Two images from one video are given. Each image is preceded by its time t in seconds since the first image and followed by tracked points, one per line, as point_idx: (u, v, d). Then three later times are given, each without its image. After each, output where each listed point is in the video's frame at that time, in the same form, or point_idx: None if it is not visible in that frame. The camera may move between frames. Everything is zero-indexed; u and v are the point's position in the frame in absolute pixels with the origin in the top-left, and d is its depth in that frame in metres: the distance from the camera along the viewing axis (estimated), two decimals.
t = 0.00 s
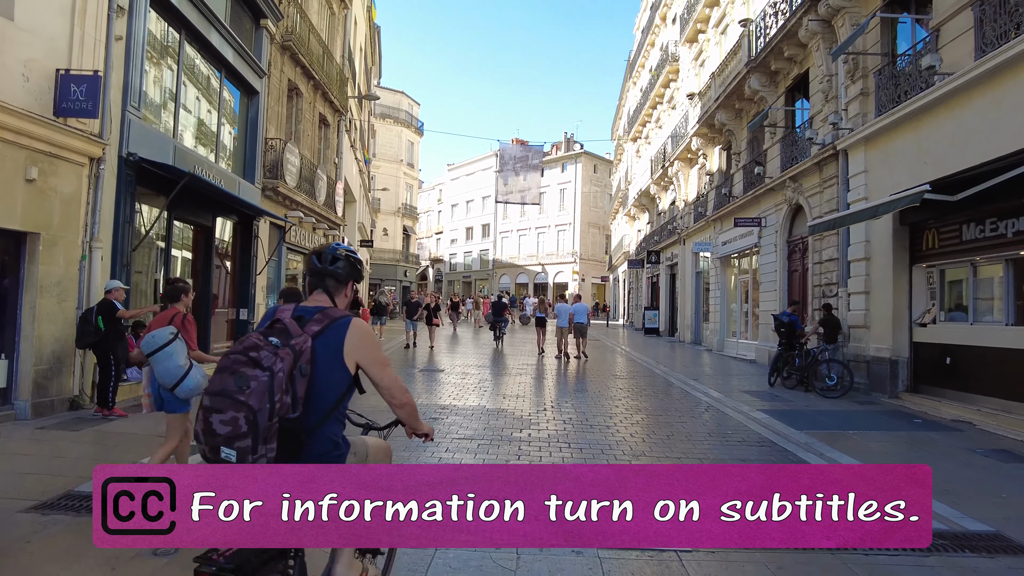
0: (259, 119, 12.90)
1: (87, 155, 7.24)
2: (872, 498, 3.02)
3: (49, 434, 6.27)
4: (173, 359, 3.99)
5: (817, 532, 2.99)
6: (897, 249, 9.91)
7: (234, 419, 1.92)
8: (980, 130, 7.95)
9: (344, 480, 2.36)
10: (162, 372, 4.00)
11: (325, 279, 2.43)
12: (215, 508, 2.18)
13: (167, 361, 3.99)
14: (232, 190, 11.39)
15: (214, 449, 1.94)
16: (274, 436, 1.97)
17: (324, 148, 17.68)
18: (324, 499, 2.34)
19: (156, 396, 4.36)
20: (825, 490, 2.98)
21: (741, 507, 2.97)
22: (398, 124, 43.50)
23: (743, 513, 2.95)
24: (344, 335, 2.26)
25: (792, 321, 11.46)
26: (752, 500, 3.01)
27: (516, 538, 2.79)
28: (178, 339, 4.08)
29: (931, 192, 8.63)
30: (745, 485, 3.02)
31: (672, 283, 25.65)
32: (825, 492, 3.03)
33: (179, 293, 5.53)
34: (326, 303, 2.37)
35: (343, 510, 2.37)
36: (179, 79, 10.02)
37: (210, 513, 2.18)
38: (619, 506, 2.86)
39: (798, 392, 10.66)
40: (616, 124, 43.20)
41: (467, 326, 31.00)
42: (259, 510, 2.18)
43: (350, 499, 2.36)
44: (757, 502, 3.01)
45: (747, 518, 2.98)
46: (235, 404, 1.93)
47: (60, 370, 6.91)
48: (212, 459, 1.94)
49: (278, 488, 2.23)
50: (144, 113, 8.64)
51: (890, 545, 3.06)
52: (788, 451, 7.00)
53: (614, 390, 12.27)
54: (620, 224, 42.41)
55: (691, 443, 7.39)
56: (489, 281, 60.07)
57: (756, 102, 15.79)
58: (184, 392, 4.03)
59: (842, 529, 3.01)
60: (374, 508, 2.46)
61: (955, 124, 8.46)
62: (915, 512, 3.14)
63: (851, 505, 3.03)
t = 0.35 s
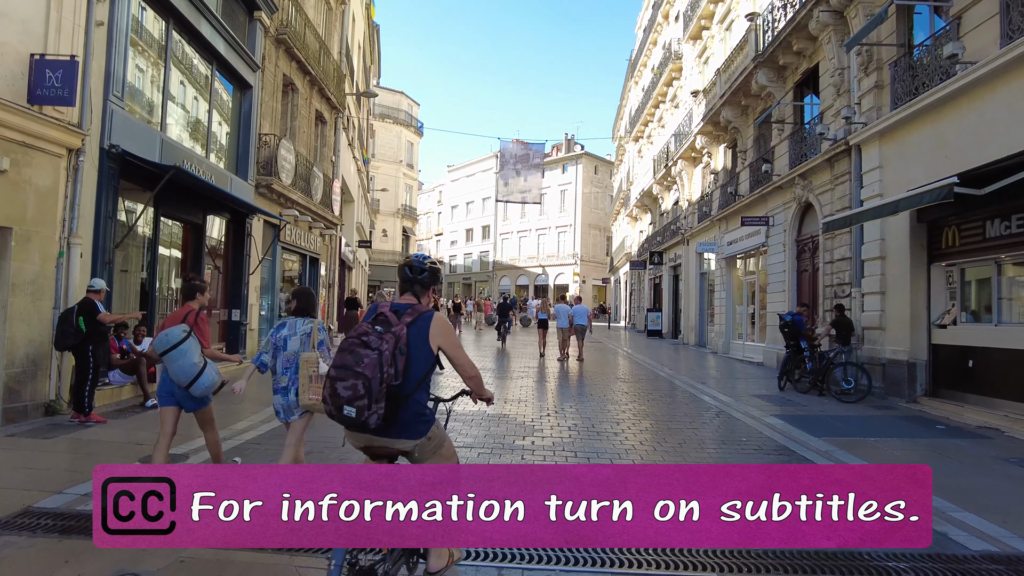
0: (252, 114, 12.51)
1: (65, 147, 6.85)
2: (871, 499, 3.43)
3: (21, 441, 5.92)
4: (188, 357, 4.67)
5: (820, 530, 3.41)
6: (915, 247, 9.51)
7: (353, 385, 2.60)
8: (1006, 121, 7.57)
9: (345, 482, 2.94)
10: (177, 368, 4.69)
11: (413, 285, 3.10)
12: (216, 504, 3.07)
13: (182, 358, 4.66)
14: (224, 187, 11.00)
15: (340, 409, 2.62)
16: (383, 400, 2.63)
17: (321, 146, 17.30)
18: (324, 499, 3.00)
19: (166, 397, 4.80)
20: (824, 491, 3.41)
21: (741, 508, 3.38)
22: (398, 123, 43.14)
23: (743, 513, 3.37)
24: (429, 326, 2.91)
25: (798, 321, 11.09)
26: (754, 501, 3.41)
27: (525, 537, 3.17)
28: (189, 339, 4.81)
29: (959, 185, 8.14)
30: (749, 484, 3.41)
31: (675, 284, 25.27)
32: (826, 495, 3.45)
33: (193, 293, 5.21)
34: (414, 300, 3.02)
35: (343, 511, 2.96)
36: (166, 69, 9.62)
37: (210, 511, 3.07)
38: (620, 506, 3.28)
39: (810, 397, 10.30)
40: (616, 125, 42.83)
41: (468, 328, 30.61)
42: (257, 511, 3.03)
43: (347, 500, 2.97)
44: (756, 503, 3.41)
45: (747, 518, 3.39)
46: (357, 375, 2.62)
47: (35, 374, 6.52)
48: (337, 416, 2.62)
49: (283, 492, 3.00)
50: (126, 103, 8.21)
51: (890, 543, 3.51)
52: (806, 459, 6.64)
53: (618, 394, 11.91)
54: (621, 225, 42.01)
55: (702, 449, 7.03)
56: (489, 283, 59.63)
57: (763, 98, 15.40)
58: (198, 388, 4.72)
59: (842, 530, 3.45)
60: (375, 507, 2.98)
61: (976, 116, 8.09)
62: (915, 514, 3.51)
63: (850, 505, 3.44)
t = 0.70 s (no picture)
0: (246, 114, 12.15)
1: (42, 144, 6.47)
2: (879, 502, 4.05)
3: None
4: (212, 362, 4.68)
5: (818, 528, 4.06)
6: (934, 253, 9.11)
7: (440, 379, 3.34)
8: None
9: (346, 482, 3.56)
10: (200, 373, 4.66)
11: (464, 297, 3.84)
12: (216, 505, 3.65)
13: (207, 363, 4.66)
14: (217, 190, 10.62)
15: (432, 400, 3.36)
16: (466, 388, 3.37)
17: (318, 148, 16.96)
18: (323, 501, 3.63)
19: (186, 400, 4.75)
20: (826, 492, 3.94)
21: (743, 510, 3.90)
22: (399, 128, 42.85)
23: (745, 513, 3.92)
24: (485, 330, 3.63)
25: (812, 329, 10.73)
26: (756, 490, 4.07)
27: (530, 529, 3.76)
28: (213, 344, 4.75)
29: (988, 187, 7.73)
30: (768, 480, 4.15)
31: (679, 291, 24.88)
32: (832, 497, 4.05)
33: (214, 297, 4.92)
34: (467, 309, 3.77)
35: (341, 511, 3.64)
36: (154, 65, 9.24)
37: (207, 511, 3.67)
38: (620, 506, 3.83)
39: (824, 409, 9.90)
40: (618, 130, 42.55)
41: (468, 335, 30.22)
42: (255, 511, 3.67)
43: (344, 501, 3.61)
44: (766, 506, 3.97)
45: (749, 518, 3.92)
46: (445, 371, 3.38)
47: (6, 385, 6.12)
48: (431, 405, 3.34)
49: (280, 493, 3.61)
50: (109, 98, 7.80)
51: (891, 540, 4.11)
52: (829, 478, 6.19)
53: (622, 404, 11.52)
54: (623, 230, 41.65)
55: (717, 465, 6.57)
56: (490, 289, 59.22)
57: (771, 101, 15.06)
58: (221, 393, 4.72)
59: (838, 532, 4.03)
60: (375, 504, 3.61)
61: (1002, 117, 7.73)
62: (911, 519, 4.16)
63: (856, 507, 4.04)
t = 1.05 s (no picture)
0: (234, 107, 11.73)
1: (7, 130, 6.05)
2: (871, 502, 5.02)
3: None
4: (223, 361, 4.77)
5: (817, 526, 4.79)
6: (952, 250, 8.70)
7: (482, 361, 4.05)
8: None
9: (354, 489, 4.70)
10: (209, 374, 4.75)
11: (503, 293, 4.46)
12: (215, 507, 4.42)
13: (216, 363, 4.76)
14: (202, 185, 10.20)
15: (475, 376, 4.10)
16: (503, 368, 4.08)
17: (311, 145, 16.56)
18: (324, 501, 4.62)
19: (196, 400, 4.83)
20: (828, 496, 5.09)
21: (741, 509, 4.89)
22: (396, 128, 42.40)
23: (743, 513, 4.84)
24: (519, 322, 4.27)
25: (825, 330, 10.38)
26: (753, 501, 5.08)
27: (521, 532, 4.54)
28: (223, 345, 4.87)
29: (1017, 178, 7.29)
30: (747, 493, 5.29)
31: (679, 292, 24.50)
32: (827, 498, 5.15)
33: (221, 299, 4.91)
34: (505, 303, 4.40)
35: (342, 512, 4.57)
36: (133, 52, 8.80)
37: (208, 511, 4.39)
38: (619, 508, 4.95)
39: (835, 413, 9.51)
40: (617, 130, 42.18)
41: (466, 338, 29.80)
42: (255, 512, 4.50)
43: (346, 503, 4.62)
44: (756, 506, 4.94)
45: (751, 517, 4.85)
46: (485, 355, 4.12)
47: None
48: (472, 381, 4.08)
49: (283, 494, 4.69)
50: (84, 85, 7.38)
51: (899, 539, 4.66)
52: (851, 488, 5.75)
53: (623, 407, 11.13)
54: (622, 232, 41.24)
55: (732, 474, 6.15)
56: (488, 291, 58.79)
57: (777, 96, 14.68)
58: (230, 394, 4.80)
59: (841, 527, 4.73)
60: (373, 508, 4.66)
61: None
62: (914, 514, 4.95)
63: (851, 505, 4.98)
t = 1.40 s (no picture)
0: (225, 102, 11.35)
1: None
2: (871, 501, 4.95)
3: None
4: (234, 364, 4.84)
5: (818, 526, 4.75)
6: (975, 248, 8.31)
7: (514, 356, 4.82)
8: None
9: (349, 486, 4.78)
10: (223, 376, 4.82)
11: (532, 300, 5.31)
12: (217, 507, 4.39)
13: (229, 366, 4.83)
14: (192, 182, 9.80)
15: (508, 370, 4.85)
16: (532, 363, 4.82)
17: (307, 143, 16.18)
18: (324, 501, 4.61)
19: (213, 405, 4.93)
20: (825, 497, 5.03)
21: (741, 509, 4.83)
22: (395, 128, 41.98)
23: (743, 513, 4.79)
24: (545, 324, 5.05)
25: (840, 332, 9.96)
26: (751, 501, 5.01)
27: (520, 533, 4.53)
28: (235, 347, 4.95)
29: None
30: (745, 494, 5.19)
31: (683, 293, 24.11)
32: (827, 498, 5.07)
33: (236, 303, 5.14)
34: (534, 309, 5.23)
35: (343, 512, 4.55)
36: (115, 41, 8.39)
37: (209, 511, 4.37)
38: (618, 508, 4.90)
39: (851, 419, 9.08)
40: (618, 130, 41.76)
41: (467, 339, 29.45)
42: (257, 512, 4.48)
43: (347, 501, 4.64)
44: (756, 506, 4.87)
45: (749, 518, 4.77)
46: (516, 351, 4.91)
47: None
48: (505, 372, 4.82)
49: (283, 494, 4.67)
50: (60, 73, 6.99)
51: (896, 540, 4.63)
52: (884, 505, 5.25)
53: (627, 410, 10.77)
54: (624, 232, 40.85)
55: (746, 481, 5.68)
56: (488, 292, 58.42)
57: (784, 91, 14.29)
58: (244, 395, 4.87)
59: (841, 527, 4.71)
60: (374, 508, 4.65)
61: None
62: (914, 514, 4.92)
63: (851, 505, 4.93)
